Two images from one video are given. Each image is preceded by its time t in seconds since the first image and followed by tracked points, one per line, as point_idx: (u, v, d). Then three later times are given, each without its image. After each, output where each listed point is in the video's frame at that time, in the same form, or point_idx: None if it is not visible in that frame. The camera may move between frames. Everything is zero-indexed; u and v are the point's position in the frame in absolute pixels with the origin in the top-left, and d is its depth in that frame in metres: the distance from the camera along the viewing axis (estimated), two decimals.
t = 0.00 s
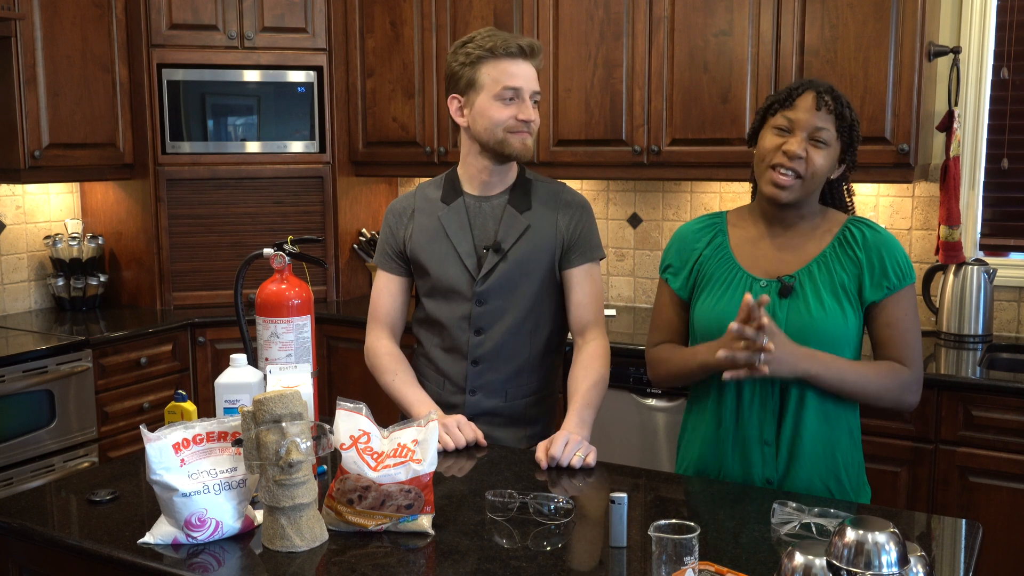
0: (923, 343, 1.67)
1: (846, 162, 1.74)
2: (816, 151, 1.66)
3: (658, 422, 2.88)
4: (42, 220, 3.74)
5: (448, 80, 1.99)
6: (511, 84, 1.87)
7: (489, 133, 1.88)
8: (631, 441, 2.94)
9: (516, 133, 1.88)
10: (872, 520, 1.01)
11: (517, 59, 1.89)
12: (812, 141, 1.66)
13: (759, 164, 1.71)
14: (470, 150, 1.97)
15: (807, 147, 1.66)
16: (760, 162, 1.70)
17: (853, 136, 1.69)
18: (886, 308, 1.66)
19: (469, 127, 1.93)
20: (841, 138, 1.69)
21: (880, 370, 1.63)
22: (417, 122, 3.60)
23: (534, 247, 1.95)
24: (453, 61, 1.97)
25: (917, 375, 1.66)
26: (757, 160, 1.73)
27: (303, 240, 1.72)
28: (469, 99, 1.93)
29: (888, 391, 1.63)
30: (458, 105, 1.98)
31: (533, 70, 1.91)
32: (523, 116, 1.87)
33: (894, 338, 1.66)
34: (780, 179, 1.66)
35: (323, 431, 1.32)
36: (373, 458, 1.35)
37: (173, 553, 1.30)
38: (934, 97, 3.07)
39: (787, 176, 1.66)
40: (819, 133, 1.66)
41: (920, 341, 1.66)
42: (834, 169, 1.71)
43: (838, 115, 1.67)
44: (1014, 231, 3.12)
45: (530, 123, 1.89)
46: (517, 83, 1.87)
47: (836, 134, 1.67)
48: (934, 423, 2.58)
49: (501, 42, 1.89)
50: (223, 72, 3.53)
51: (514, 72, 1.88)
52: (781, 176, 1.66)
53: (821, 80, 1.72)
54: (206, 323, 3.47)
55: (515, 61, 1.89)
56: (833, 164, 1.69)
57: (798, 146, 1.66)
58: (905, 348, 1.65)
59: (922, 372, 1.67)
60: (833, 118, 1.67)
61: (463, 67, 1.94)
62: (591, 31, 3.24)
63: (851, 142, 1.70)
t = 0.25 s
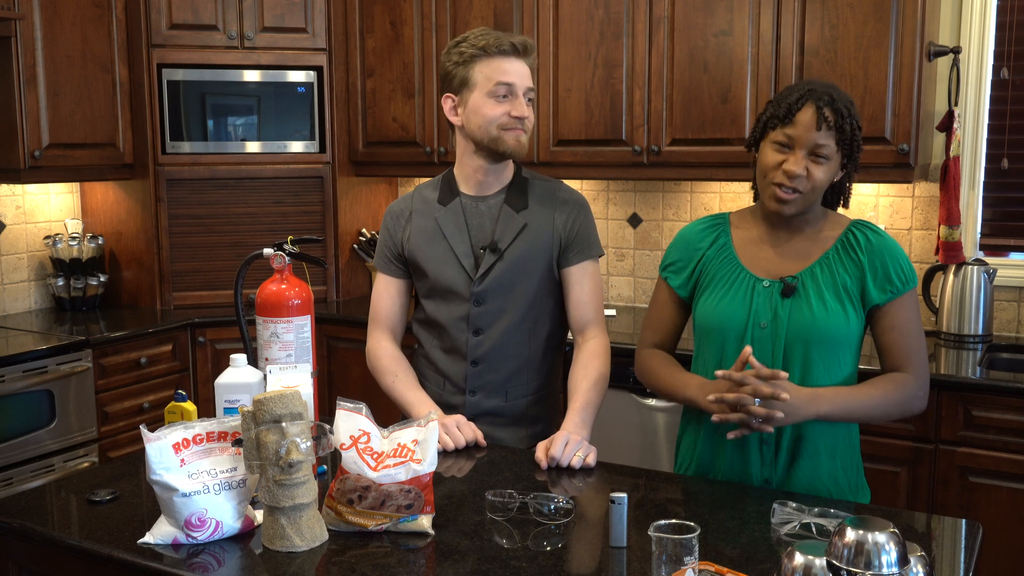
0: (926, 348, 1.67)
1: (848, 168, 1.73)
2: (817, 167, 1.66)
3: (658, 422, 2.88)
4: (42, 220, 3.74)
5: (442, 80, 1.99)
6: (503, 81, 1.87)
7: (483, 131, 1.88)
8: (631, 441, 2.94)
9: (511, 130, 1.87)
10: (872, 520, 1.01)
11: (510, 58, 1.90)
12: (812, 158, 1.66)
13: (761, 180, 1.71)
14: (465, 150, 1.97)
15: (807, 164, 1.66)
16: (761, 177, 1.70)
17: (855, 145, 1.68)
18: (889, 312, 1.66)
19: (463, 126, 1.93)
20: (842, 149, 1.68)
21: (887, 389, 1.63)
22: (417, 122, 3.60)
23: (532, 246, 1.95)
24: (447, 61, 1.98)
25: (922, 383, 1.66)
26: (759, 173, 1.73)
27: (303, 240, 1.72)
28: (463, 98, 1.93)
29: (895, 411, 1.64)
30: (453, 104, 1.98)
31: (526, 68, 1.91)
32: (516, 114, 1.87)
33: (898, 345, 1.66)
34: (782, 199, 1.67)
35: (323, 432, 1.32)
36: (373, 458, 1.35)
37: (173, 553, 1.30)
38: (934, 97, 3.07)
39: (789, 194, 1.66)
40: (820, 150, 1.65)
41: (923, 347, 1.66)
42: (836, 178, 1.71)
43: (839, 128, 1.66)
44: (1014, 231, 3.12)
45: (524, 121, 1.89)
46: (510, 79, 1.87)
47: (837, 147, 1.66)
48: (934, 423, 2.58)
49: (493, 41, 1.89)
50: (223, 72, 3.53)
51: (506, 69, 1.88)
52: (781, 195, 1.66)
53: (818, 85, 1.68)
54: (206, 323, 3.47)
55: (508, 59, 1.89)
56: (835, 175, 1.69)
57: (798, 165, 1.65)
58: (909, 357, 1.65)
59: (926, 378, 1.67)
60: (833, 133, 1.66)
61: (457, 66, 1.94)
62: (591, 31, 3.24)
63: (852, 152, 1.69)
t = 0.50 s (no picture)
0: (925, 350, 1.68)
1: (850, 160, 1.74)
2: (818, 154, 1.66)
3: (658, 422, 2.88)
4: (42, 220, 3.74)
5: (438, 81, 1.99)
6: (499, 80, 1.88)
7: (479, 131, 1.88)
8: (631, 440, 2.94)
9: (509, 130, 1.88)
10: (872, 520, 1.01)
11: (505, 58, 1.90)
12: (813, 144, 1.66)
13: (763, 173, 1.72)
14: (462, 150, 1.97)
15: (809, 151, 1.66)
16: (764, 168, 1.71)
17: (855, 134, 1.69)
18: (889, 316, 1.66)
19: (460, 126, 1.93)
20: (843, 138, 1.69)
21: (888, 392, 1.63)
22: (417, 122, 3.60)
23: (530, 245, 1.95)
24: (442, 62, 1.97)
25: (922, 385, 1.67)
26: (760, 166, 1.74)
27: (303, 240, 1.72)
28: (459, 98, 1.93)
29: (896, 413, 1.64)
30: (448, 104, 1.98)
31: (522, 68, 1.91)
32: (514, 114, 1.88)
33: (897, 347, 1.66)
34: (787, 189, 1.66)
35: (323, 431, 1.32)
36: (373, 458, 1.35)
37: (173, 553, 1.30)
38: (934, 97, 3.07)
39: (793, 183, 1.66)
40: (821, 136, 1.66)
41: (922, 349, 1.66)
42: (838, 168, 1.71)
43: (839, 115, 1.67)
44: (1014, 231, 3.12)
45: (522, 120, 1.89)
46: (506, 78, 1.88)
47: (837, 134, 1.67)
48: (934, 423, 2.58)
49: (488, 41, 1.89)
50: (223, 73, 3.53)
51: (501, 69, 1.88)
52: (786, 182, 1.66)
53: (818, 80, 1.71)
54: (206, 323, 3.47)
55: (503, 59, 1.89)
56: (837, 164, 1.69)
57: (800, 151, 1.66)
58: (909, 359, 1.66)
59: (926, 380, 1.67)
60: (833, 120, 1.67)
61: (452, 67, 1.94)
62: (591, 31, 3.24)
63: (853, 140, 1.70)
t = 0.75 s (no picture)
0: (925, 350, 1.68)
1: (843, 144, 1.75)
2: (811, 144, 1.67)
3: (658, 422, 2.88)
4: (42, 220, 3.74)
5: (436, 81, 1.99)
6: (498, 80, 1.88)
7: (478, 131, 1.89)
8: (631, 440, 2.94)
9: (508, 129, 1.88)
10: (871, 520, 1.01)
11: (504, 58, 1.90)
12: (804, 136, 1.68)
13: (762, 173, 1.72)
14: (461, 150, 1.97)
15: (801, 142, 1.67)
16: (761, 169, 1.72)
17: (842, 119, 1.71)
18: (892, 316, 1.66)
19: (459, 126, 1.93)
20: (832, 124, 1.70)
21: (886, 398, 1.63)
22: (417, 122, 3.60)
23: (529, 244, 1.95)
24: (441, 62, 1.97)
25: (922, 387, 1.67)
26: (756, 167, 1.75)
27: (303, 240, 1.72)
28: (457, 98, 1.93)
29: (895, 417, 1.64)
30: (447, 104, 1.98)
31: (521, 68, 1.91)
32: (514, 112, 1.88)
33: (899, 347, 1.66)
34: (789, 182, 1.67)
35: (323, 431, 1.32)
36: (373, 458, 1.36)
37: (173, 553, 1.30)
38: (934, 97, 3.07)
39: (794, 176, 1.67)
40: (810, 126, 1.68)
41: (922, 349, 1.67)
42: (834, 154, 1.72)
43: (822, 102, 1.69)
44: (1014, 231, 3.12)
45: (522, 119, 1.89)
46: (505, 78, 1.88)
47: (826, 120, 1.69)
48: (934, 423, 2.58)
49: (487, 41, 1.90)
50: (223, 73, 3.53)
51: (499, 68, 1.88)
52: (786, 178, 1.67)
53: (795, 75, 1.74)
54: (206, 323, 3.47)
55: (502, 58, 1.89)
56: (832, 150, 1.70)
57: (793, 144, 1.67)
58: (909, 360, 1.66)
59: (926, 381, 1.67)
60: (818, 108, 1.69)
61: (451, 67, 1.94)
62: (591, 31, 3.24)
63: (842, 124, 1.71)
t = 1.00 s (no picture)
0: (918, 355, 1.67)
1: (836, 140, 1.75)
2: (800, 151, 1.67)
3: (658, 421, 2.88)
4: (42, 220, 3.74)
5: (437, 81, 1.99)
6: (498, 81, 1.88)
7: (478, 131, 1.89)
8: (631, 440, 2.94)
9: (508, 130, 1.88)
10: (871, 520, 1.02)
11: (504, 59, 1.90)
12: (792, 145, 1.68)
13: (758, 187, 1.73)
14: (461, 150, 1.97)
15: (790, 151, 1.68)
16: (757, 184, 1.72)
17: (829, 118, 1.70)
18: (888, 318, 1.66)
19: (459, 127, 1.93)
20: (818, 126, 1.69)
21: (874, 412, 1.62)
22: (417, 122, 3.60)
23: (529, 244, 1.95)
24: (442, 62, 1.97)
25: (910, 395, 1.65)
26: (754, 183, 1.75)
27: (303, 240, 1.72)
28: (457, 99, 1.93)
29: (884, 434, 1.63)
30: (446, 104, 1.98)
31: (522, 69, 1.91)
32: (513, 113, 1.88)
33: (891, 355, 1.66)
34: (784, 195, 1.68)
35: (324, 431, 1.32)
36: (373, 458, 1.36)
37: (173, 553, 1.30)
38: (934, 97, 3.07)
39: (788, 188, 1.68)
40: (796, 135, 1.68)
41: (915, 356, 1.66)
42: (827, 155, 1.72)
43: (803, 108, 1.68)
44: (1014, 231, 3.12)
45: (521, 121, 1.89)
46: (505, 79, 1.88)
47: (814, 125, 1.68)
48: (934, 423, 2.58)
49: (487, 41, 1.90)
50: (223, 73, 3.54)
51: (499, 69, 1.88)
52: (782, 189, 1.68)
53: (775, 83, 1.74)
54: (206, 323, 3.47)
55: (502, 59, 1.89)
56: (824, 152, 1.70)
57: (782, 157, 1.67)
58: (898, 368, 1.65)
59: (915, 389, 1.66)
60: (800, 114, 1.68)
61: (451, 67, 1.94)
62: (591, 31, 3.24)
63: (832, 123, 1.71)
